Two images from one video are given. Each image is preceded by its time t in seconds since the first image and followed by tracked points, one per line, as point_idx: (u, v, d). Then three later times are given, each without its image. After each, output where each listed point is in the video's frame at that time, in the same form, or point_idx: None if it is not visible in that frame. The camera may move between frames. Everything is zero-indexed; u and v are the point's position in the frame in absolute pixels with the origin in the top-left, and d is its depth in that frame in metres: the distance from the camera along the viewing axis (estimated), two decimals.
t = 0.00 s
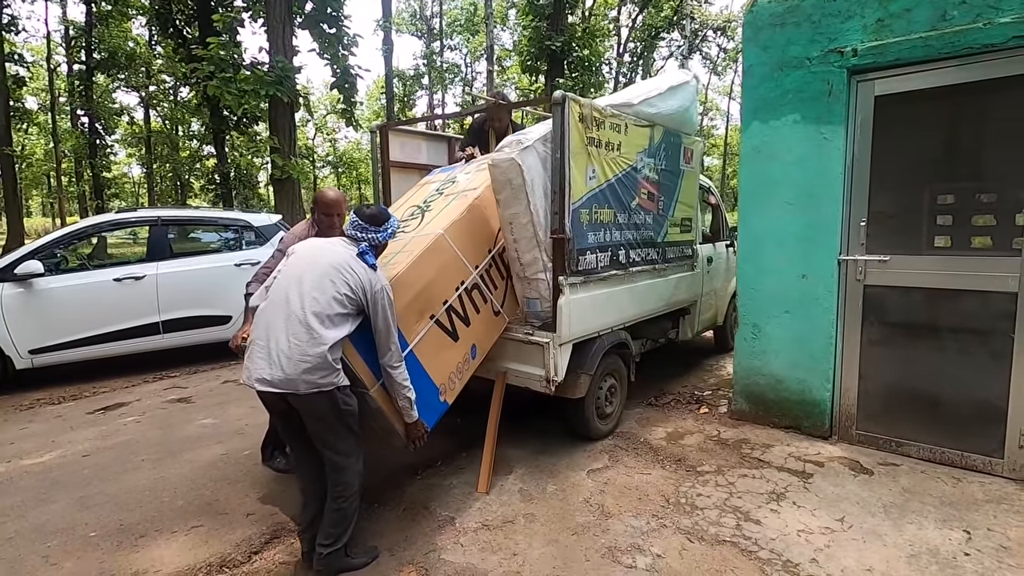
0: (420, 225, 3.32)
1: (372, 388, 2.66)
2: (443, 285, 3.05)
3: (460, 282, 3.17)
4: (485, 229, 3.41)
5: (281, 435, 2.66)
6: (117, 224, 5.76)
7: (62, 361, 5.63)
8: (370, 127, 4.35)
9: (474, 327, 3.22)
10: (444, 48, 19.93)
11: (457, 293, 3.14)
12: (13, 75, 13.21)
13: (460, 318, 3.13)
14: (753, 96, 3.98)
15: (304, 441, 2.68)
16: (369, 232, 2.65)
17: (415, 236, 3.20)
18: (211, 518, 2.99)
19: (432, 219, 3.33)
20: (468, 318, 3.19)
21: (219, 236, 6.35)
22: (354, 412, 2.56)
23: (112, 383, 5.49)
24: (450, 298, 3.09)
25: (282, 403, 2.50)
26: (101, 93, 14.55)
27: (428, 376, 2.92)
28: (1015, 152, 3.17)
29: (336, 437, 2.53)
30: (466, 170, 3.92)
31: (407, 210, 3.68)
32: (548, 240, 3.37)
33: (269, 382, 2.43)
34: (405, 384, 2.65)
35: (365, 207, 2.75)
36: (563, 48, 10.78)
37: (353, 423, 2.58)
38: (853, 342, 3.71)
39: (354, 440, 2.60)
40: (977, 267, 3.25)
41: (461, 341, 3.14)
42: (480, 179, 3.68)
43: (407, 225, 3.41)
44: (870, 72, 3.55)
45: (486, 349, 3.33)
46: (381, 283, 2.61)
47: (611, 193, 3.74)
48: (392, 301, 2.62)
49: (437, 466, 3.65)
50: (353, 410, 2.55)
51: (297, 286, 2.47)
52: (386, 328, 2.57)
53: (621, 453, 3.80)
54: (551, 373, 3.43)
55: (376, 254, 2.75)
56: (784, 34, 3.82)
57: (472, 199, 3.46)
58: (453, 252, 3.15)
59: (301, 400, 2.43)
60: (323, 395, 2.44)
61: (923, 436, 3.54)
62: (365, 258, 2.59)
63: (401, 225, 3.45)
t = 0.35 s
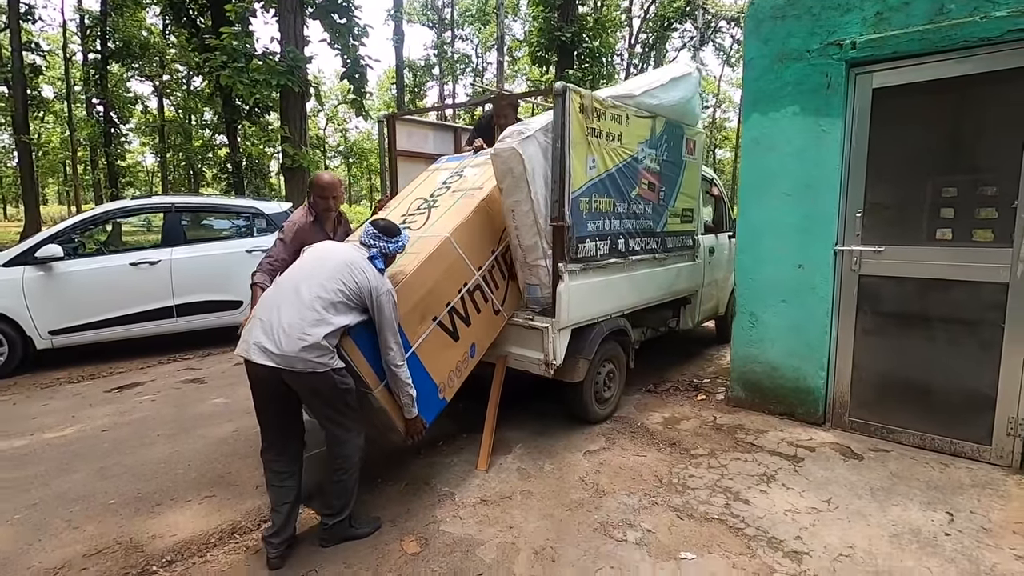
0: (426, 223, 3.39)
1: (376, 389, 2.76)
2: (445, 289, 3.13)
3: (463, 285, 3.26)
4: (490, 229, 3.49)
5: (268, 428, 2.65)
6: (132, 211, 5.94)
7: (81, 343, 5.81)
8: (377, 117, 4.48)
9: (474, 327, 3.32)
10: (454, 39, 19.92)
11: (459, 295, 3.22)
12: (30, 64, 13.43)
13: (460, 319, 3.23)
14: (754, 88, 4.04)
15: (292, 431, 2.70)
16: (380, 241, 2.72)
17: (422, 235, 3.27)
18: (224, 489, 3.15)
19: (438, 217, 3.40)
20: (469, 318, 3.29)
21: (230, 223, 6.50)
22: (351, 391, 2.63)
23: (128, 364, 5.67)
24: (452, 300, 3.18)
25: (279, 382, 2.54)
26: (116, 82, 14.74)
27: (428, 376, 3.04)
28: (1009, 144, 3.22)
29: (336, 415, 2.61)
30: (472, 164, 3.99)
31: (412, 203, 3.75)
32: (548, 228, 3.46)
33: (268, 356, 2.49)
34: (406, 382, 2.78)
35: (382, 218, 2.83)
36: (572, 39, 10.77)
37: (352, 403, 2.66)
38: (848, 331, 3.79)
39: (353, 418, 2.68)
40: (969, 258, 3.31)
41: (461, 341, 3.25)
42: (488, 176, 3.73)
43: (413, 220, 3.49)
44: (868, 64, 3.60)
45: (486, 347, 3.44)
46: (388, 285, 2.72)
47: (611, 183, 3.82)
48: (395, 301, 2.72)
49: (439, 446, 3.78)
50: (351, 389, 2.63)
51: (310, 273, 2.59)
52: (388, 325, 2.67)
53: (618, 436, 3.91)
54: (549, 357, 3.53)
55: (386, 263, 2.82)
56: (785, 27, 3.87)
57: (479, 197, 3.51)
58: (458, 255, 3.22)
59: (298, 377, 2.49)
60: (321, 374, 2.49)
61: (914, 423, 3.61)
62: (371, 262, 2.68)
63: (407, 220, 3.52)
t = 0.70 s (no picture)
0: (425, 225, 3.51)
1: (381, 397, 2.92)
2: (444, 292, 3.24)
3: (463, 285, 3.37)
4: (489, 227, 3.59)
5: (275, 407, 2.79)
6: (148, 203, 6.12)
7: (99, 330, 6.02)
8: (384, 112, 4.60)
9: (475, 325, 3.45)
10: (463, 32, 19.93)
11: (459, 297, 3.34)
12: (46, 60, 13.66)
13: (462, 318, 3.36)
14: (751, 81, 4.12)
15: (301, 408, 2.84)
16: (373, 239, 2.86)
17: (421, 240, 3.38)
18: (237, 465, 3.43)
19: (437, 219, 3.50)
20: (469, 317, 3.40)
21: (242, 215, 6.67)
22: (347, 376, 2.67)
23: (145, 351, 5.87)
24: (453, 302, 3.30)
25: (277, 364, 2.63)
26: (130, 77, 14.96)
27: (432, 375, 3.19)
28: (999, 136, 3.28)
29: (336, 397, 2.68)
30: (472, 157, 4.03)
31: (412, 202, 3.86)
32: (548, 218, 3.58)
33: (265, 338, 2.58)
34: (389, 371, 2.74)
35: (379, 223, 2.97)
36: (580, 32, 10.76)
37: (352, 387, 2.71)
38: (841, 319, 3.88)
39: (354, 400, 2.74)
40: (958, 247, 3.39)
41: (462, 339, 3.37)
42: (485, 172, 3.78)
43: (413, 222, 3.60)
44: (862, 58, 3.67)
45: (487, 343, 3.57)
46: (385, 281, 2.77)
47: (610, 175, 3.93)
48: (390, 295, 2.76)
49: (442, 428, 3.93)
50: (348, 373, 2.68)
51: (311, 265, 2.71)
52: (379, 317, 2.69)
53: (616, 420, 4.03)
54: (549, 343, 3.66)
55: (382, 264, 2.94)
56: (781, 21, 3.94)
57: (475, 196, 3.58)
58: (456, 258, 3.32)
59: (292, 359, 2.55)
60: (315, 358, 2.55)
61: (904, 409, 3.71)
62: (365, 258, 2.81)
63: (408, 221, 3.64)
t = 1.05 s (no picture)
0: (416, 234, 3.60)
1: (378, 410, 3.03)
2: (435, 304, 3.35)
3: (454, 294, 3.47)
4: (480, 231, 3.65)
5: (263, 401, 2.85)
6: (161, 195, 6.28)
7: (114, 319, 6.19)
8: (389, 109, 4.69)
9: (468, 332, 3.56)
10: (474, 24, 19.87)
11: (451, 306, 3.44)
12: (61, 51, 13.84)
13: (454, 326, 3.47)
14: (750, 80, 4.18)
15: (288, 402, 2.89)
16: (364, 249, 3.00)
17: (412, 252, 3.46)
18: (246, 450, 3.56)
19: (427, 228, 3.59)
20: (461, 325, 3.52)
21: (253, 207, 6.81)
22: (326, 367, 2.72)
23: (157, 339, 6.04)
24: (444, 312, 3.40)
25: (256, 352, 2.67)
26: (143, 69, 15.12)
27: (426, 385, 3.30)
28: (992, 138, 3.33)
29: (315, 388, 2.72)
30: (463, 159, 4.06)
31: (404, 207, 3.95)
32: (547, 214, 3.67)
33: (245, 322, 2.64)
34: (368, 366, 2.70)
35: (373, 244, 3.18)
36: (590, 26, 10.70)
37: (331, 378, 2.75)
38: (835, 316, 3.95)
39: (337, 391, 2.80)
40: (949, 246, 3.45)
41: (455, 347, 3.49)
42: (474, 178, 3.81)
43: (405, 232, 3.69)
44: (860, 59, 3.72)
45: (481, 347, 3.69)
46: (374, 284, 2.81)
47: (609, 172, 4.02)
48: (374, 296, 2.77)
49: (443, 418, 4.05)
50: (327, 364, 2.72)
51: (306, 260, 2.79)
52: (361, 313, 2.68)
53: (612, 412, 4.13)
54: (547, 336, 3.77)
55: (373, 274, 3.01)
56: (780, 21, 3.99)
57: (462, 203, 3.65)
58: (446, 269, 3.42)
59: (268, 345, 2.60)
60: (292, 346, 2.59)
61: (894, 404, 3.79)
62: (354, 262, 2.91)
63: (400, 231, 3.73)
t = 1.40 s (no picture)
0: (412, 240, 3.66)
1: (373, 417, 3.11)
2: (429, 311, 3.40)
3: (448, 300, 3.52)
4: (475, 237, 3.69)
5: (254, 399, 2.93)
6: (170, 195, 6.38)
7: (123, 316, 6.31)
8: (392, 111, 4.75)
9: (462, 337, 3.62)
10: (482, 24, 19.85)
11: (444, 312, 3.50)
12: (76, 51, 14.04)
13: (448, 332, 3.52)
14: (749, 81, 4.19)
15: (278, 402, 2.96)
16: (349, 256, 3.20)
17: (406, 259, 3.52)
18: (247, 445, 3.64)
19: (422, 234, 3.64)
20: (455, 330, 3.57)
21: (261, 207, 6.91)
22: (309, 369, 2.77)
23: (165, 337, 6.15)
24: (438, 318, 3.46)
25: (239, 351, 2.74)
26: (156, 69, 15.31)
27: (419, 390, 3.37)
28: (990, 139, 3.32)
29: (299, 390, 2.77)
30: (459, 164, 4.10)
31: (400, 212, 4.01)
32: (544, 215, 3.71)
33: (231, 322, 2.71)
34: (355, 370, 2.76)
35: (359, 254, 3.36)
36: (597, 26, 10.62)
37: (314, 380, 2.80)
38: (832, 317, 3.96)
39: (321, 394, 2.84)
40: (946, 248, 3.45)
41: (449, 353, 3.54)
42: (466, 184, 3.85)
43: (401, 237, 3.75)
44: (858, 60, 3.72)
45: (475, 353, 3.74)
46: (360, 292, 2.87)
47: (607, 173, 4.05)
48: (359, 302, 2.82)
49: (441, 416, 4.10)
50: (310, 367, 2.77)
51: (298, 264, 2.87)
52: (345, 319, 2.73)
53: (609, 411, 4.17)
54: (544, 336, 3.81)
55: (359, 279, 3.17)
56: (779, 22, 4.00)
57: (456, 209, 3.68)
58: (439, 276, 3.46)
59: (251, 344, 2.66)
60: (275, 347, 2.65)
61: (891, 406, 3.79)
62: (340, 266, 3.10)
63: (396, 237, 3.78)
